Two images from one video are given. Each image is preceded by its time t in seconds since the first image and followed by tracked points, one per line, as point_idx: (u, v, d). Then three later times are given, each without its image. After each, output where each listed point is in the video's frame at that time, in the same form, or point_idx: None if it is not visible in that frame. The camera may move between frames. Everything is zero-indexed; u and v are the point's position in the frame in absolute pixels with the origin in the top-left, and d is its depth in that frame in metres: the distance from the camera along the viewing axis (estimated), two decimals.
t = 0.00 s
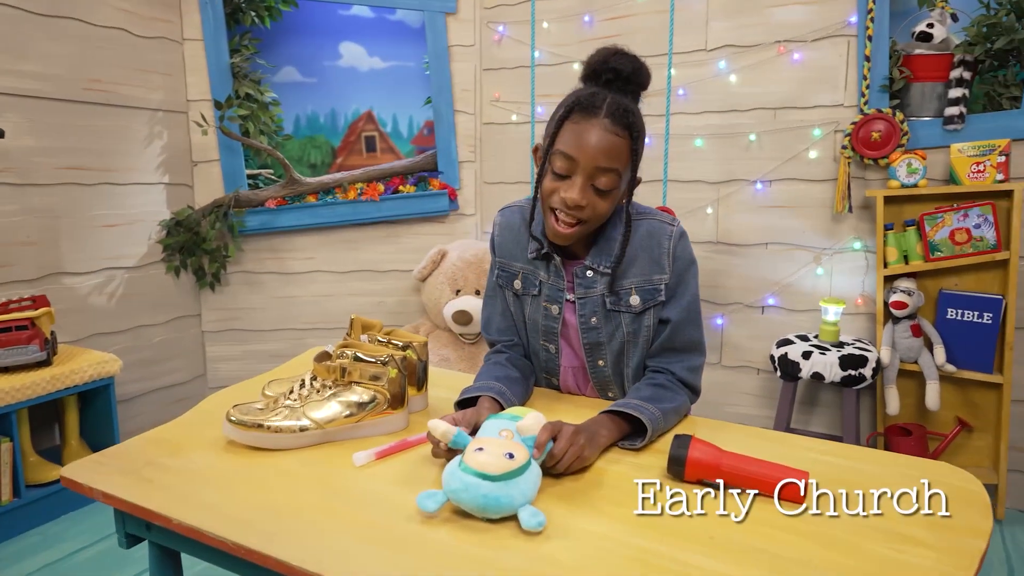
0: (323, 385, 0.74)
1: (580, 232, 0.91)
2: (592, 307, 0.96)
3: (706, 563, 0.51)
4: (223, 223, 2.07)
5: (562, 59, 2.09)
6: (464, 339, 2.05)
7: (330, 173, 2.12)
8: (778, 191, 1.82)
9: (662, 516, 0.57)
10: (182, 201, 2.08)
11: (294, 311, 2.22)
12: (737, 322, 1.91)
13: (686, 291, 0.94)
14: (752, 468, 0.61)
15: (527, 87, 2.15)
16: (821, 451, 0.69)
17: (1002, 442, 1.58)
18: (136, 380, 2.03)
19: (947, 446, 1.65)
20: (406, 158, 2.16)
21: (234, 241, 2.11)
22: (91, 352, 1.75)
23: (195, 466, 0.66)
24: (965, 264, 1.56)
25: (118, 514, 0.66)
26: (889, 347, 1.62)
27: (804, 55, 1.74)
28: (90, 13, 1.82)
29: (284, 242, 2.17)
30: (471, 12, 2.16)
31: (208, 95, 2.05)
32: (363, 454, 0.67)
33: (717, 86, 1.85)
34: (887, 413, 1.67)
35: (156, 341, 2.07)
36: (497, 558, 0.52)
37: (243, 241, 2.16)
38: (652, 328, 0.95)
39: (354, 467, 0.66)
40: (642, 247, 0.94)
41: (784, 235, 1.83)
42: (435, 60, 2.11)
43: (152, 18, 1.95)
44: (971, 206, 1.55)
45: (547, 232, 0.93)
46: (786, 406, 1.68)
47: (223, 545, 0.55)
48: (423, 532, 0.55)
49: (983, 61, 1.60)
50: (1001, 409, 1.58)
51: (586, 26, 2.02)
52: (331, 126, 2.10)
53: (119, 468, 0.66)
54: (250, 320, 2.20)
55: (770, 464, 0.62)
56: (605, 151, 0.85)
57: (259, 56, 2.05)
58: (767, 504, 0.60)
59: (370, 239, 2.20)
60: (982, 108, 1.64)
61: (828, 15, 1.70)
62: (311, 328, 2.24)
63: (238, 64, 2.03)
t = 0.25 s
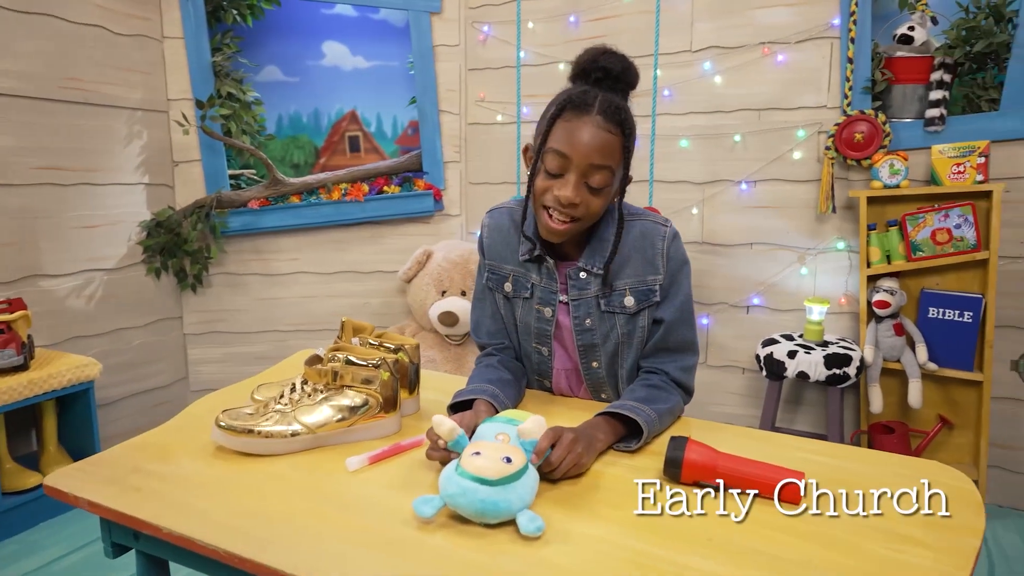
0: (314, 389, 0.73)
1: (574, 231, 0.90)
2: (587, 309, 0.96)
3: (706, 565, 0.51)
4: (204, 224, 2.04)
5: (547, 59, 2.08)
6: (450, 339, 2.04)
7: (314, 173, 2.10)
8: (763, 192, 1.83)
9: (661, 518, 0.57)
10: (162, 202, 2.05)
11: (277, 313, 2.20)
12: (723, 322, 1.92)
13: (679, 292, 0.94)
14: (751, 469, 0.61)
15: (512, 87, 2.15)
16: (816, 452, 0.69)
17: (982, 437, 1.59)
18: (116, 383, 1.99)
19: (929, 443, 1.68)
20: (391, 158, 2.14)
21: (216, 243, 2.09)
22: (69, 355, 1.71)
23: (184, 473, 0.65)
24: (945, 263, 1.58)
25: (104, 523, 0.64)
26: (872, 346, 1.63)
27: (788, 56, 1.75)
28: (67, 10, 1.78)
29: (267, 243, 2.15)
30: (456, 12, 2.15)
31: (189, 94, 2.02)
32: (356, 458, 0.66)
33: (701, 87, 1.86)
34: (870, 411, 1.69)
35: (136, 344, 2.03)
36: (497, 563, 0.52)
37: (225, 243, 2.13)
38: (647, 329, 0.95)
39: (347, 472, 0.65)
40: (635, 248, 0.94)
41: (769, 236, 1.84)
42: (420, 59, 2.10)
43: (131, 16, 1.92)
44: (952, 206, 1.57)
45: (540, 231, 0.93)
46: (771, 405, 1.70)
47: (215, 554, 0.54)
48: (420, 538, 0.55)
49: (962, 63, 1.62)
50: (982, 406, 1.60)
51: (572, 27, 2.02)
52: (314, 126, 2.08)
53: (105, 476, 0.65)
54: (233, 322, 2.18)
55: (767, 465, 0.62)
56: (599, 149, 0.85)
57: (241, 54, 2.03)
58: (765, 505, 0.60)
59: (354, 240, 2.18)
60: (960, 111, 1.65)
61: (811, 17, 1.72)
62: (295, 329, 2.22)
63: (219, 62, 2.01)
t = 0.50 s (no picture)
0: (302, 395, 0.72)
1: (569, 224, 0.90)
2: (577, 310, 0.96)
3: (706, 567, 0.51)
4: (182, 226, 2.01)
5: (529, 60, 2.08)
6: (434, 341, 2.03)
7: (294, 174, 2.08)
8: (744, 192, 1.85)
9: (658, 521, 0.57)
10: (138, 203, 2.01)
11: (257, 315, 2.17)
12: (705, 321, 1.93)
13: (669, 293, 0.94)
14: (746, 470, 0.61)
15: (494, 88, 2.14)
16: (806, 451, 0.70)
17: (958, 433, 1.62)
18: (92, 389, 1.95)
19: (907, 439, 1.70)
20: (371, 159, 2.12)
21: (195, 245, 2.07)
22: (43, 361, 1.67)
23: (170, 483, 0.63)
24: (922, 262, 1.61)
25: (87, 535, 0.63)
26: (852, 344, 1.66)
27: (768, 57, 1.77)
28: (39, 6, 1.73)
29: (247, 244, 2.12)
30: (437, 12, 2.14)
31: (165, 94, 1.99)
32: (347, 464, 0.65)
33: (683, 87, 1.87)
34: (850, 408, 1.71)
35: (113, 349, 1.99)
36: (496, 569, 0.51)
37: (204, 245, 2.10)
38: (637, 330, 0.95)
39: (337, 478, 0.64)
40: (627, 249, 0.94)
41: (750, 235, 1.86)
42: (401, 59, 2.08)
43: (106, 13, 1.88)
44: (929, 206, 1.60)
45: (535, 227, 0.93)
46: (754, 403, 1.71)
47: (205, 565, 0.52)
48: (416, 544, 0.54)
49: (938, 66, 1.65)
50: (959, 403, 1.63)
51: (553, 27, 2.02)
52: (294, 126, 2.06)
53: (87, 486, 0.63)
54: (212, 325, 2.15)
55: (762, 466, 0.62)
56: (590, 139, 0.86)
57: (218, 54, 1.99)
58: (760, 506, 0.60)
59: (335, 242, 2.16)
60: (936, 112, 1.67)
61: (790, 19, 1.73)
62: (275, 332, 2.19)
63: (196, 62, 1.98)
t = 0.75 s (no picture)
0: (296, 400, 0.71)
1: (595, 191, 0.90)
2: (584, 309, 0.96)
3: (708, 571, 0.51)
4: (164, 227, 1.98)
5: (515, 60, 2.07)
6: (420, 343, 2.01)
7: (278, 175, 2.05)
8: (730, 192, 1.86)
9: (658, 524, 0.57)
10: (118, 205, 1.98)
11: (240, 317, 2.14)
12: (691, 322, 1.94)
13: (677, 299, 0.96)
14: (747, 473, 0.61)
15: (480, 88, 2.13)
16: (804, 453, 0.70)
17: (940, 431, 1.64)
18: (71, 394, 1.91)
19: (892, 437, 1.72)
20: (355, 160, 2.10)
21: (176, 247, 2.04)
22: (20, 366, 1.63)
23: (159, 492, 0.62)
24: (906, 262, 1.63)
25: (73, 547, 0.61)
26: (837, 343, 1.68)
27: (753, 59, 1.78)
28: (15, 3, 1.69)
29: (229, 246, 2.09)
30: (421, 11, 2.12)
31: (144, 93, 1.96)
32: (342, 472, 0.64)
33: (669, 88, 1.88)
34: (836, 407, 1.73)
35: (92, 353, 1.95)
36: None
37: (185, 246, 2.07)
38: (642, 333, 0.96)
39: (333, 485, 0.63)
40: (638, 251, 0.95)
41: (736, 236, 1.87)
42: (386, 59, 2.06)
43: (83, 11, 1.85)
44: (912, 207, 1.62)
45: (564, 214, 0.91)
46: (740, 403, 1.72)
47: None
48: (414, 550, 0.53)
49: (920, 68, 1.66)
50: (941, 400, 1.65)
51: (539, 27, 2.01)
52: (276, 126, 2.03)
53: (73, 497, 0.61)
54: (194, 328, 2.12)
55: (761, 468, 0.62)
56: (581, 103, 0.90)
57: (199, 52, 1.97)
58: (759, 508, 0.60)
59: (320, 243, 2.13)
60: (917, 114, 1.70)
61: (775, 21, 1.75)
62: (259, 335, 2.16)
63: (176, 60, 1.95)
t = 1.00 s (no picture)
0: (299, 407, 0.70)
1: (608, 174, 0.92)
2: (612, 300, 0.97)
3: None
4: (153, 229, 1.96)
5: (507, 61, 2.07)
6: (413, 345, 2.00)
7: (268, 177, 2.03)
8: (724, 193, 1.86)
9: (668, 529, 0.57)
10: (107, 208, 1.96)
11: (231, 321, 2.12)
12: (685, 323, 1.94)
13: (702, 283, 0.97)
14: (750, 476, 0.61)
15: (472, 89, 2.11)
16: (810, 456, 0.70)
17: (932, 430, 1.66)
18: (59, 399, 1.88)
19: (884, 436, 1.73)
20: (346, 161, 2.08)
21: (166, 249, 2.02)
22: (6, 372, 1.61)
23: (161, 502, 0.61)
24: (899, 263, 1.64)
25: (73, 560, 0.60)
26: (831, 344, 1.69)
27: (745, 61, 1.79)
28: None
29: (219, 248, 2.07)
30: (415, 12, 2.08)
31: (132, 94, 1.94)
32: (348, 480, 0.63)
33: (662, 90, 1.88)
34: (829, 407, 1.74)
35: (80, 357, 1.93)
36: None
37: (175, 249, 2.04)
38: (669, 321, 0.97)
39: (339, 494, 0.62)
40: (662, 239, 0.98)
41: (729, 237, 1.88)
42: (377, 59, 2.04)
43: (70, 10, 1.82)
44: (903, 208, 1.63)
45: (582, 203, 0.92)
46: (735, 404, 1.73)
47: None
48: (425, 557, 0.52)
49: (910, 70, 1.68)
50: (933, 400, 1.66)
51: (532, 28, 2.01)
52: (265, 127, 2.01)
53: (73, 508, 0.60)
54: (183, 331, 2.10)
55: (769, 472, 0.62)
56: (571, 100, 0.94)
57: (188, 52, 1.95)
58: (768, 511, 0.60)
59: (311, 245, 2.12)
60: (907, 116, 1.71)
61: (767, 23, 1.75)
62: (249, 338, 2.14)
63: (165, 61, 1.93)
